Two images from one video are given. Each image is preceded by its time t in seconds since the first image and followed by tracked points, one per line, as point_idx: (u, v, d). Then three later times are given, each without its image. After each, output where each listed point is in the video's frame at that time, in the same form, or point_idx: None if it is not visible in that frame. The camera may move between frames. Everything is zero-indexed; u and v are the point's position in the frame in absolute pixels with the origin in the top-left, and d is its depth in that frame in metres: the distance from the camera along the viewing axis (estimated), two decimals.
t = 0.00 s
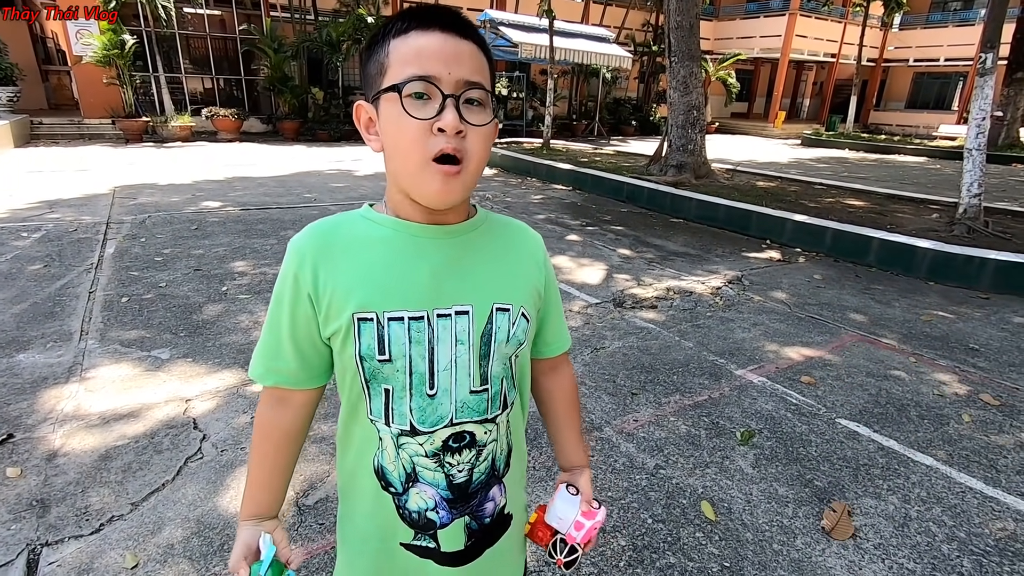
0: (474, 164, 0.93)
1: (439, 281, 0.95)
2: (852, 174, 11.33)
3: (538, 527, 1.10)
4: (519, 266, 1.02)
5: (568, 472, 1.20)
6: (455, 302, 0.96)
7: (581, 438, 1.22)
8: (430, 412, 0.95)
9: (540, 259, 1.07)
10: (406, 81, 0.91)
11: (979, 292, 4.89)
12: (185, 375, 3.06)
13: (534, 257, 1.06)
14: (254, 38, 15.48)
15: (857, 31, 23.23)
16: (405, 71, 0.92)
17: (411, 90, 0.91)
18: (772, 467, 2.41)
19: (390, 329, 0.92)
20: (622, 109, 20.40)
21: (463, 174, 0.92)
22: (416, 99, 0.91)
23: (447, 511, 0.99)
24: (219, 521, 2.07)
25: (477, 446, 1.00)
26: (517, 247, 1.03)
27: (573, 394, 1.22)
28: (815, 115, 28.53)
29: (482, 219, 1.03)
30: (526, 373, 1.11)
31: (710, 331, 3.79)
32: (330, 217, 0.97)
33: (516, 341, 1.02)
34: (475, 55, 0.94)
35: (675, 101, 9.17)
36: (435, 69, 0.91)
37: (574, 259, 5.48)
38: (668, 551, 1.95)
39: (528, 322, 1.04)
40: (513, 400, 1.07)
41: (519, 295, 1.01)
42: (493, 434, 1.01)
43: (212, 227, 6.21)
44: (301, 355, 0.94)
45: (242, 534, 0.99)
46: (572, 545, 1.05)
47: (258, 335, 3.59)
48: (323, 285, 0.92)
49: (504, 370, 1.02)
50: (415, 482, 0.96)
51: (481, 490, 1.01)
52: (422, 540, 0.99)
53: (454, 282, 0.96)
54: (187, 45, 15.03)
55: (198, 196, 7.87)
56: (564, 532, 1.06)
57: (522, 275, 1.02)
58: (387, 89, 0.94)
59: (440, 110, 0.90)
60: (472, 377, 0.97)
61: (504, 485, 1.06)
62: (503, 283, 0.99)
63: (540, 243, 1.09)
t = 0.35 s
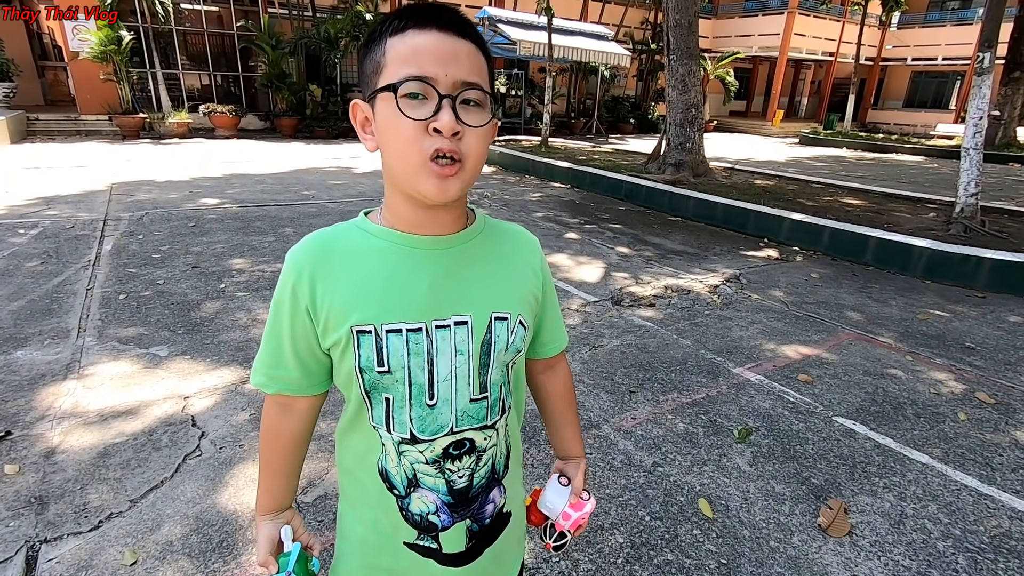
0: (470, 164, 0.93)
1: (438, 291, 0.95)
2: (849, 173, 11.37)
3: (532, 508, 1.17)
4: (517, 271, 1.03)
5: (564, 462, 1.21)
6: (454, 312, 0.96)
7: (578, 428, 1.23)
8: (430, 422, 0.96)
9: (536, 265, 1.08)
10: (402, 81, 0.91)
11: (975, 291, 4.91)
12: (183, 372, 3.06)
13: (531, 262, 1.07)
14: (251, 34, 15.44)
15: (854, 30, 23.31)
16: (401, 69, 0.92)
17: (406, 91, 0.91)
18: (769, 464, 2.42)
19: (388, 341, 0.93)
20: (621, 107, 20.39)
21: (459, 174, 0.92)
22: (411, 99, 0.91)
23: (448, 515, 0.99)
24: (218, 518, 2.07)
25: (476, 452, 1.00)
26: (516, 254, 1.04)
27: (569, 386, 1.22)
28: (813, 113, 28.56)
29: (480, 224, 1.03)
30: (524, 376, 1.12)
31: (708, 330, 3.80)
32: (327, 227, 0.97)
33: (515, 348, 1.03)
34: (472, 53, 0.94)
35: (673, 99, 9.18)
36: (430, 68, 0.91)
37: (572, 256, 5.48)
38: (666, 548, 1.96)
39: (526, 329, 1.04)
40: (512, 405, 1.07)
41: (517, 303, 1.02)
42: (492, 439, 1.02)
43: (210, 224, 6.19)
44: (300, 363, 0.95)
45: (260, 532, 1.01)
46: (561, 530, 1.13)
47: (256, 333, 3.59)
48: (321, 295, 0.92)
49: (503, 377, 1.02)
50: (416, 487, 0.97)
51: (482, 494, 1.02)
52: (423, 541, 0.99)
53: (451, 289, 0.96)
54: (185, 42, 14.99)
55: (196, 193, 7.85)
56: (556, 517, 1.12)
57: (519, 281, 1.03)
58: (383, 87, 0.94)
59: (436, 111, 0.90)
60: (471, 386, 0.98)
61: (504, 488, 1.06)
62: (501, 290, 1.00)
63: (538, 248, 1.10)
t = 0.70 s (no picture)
0: (465, 160, 0.93)
1: (437, 291, 0.95)
2: (848, 173, 11.39)
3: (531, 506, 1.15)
4: (517, 271, 1.03)
5: (563, 460, 1.21)
6: (454, 313, 0.96)
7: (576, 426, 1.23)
8: (430, 421, 0.96)
9: (536, 266, 1.08)
10: (396, 81, 0.92)
11: (973, 290, 4.93)
12: (182, 371, 3.07)
13: (531, 262, 1.07)
14: (250, 33, 15.41)
15: (853, 29, 23.33)
16: (394, 68, 0.92)
17: (399, 90, 0.91)
18: (767, 463, 2.42)
19: (389, 342, 0.93)
20: (620, 107, 20.39)
21: (454, 171, 0.92)
22: (405, 99, 0.91)
23: (447, 512, 0.99)
24: (218, 517, 2.08)
25: (477, 451, 1.00)
26: (516, 255, 1.04)
27: (567, 385, 1.23)
28: (812, 113, 28.56)
29: (480, 225, 1.03)
30: (524, 376, 1.12)
31: (707, 329, 3.80)
32: (327, 229, 0.97)
33: (515, 348, 1.03)
34: (464, 51, 0.94)
35: (672, 98, 9.18)
36: (422, 66, 0.91)
37: (571, 256, 5.48)
38: (665, 547, 1.96)
39: (526, 329, 1.04)
40: (512, 405, 1.08)
41: (517, 303, 1.02)
42: (492, 439, 1.02)
43: (209, 223, 6.18)
44: (302, 362, 0.95)
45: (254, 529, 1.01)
46: (558, 527, 1.11)
47: (255, 332, 3.59)
48: (322, 295, 0.92)
49: (503, 377, 1.03)
50: (416, 485, 0.97)
51: (481, 493, 1.02)
52: (422, 539, 1.00)
53: (450, 289, 0.96)
54: (183, 41, 14.96)
55: (195, 192, 7.84)
56: (553, 514, 1.11)
57: (519, 281, 1.03)
58: (377, 88, 0.94)
59: (429, 108, 0.90)
60: (471, 386, 0.98)
61: (503, 487, 1.07)
62: (500, 290, 1.00)
63: (538, 250, 1.10)
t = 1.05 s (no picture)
0: (469, 161, 0.92)
1: (442, 292, 0.95)
2: (848, 172, 11.39)
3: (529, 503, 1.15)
4: (520, 273, 1.02)
5: (562, 459, 1.21)
6: (457, 314, 0.96)
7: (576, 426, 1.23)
8: (430, 420, 0.96)
9: (540, 267, 1.07)
10: (401, 80, 0.91)
11: (973, 289, 4.93)
12: (182, 371, 3.06)
13: (534, 264, 1.06)
14: (249, 33, 15.39)
15: (853, 28, 23.30)
16: (400, 68, 0.92)
17: (405, 89, 0.91)
18: (768, 462, 2.42)
19: (392, 341, 0.93)
20: (620, 106, 20.38)
21: (458, 171, 0.92)
22: (410, 98, 0.91)
23: (445, 510, 0.99)
24: (218, 517, 2.07)
25: (476, 451, 1.00)
26: (522, 255, 1.03)
27: (569, 385, 1.22)
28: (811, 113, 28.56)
29: (484, 225, 1.03)
30: (526, 376, 1.11)
31: (707, 328, 3.80)
32: (331, 226, 0.97)
33: (516, 350, 1.03)
34: (471, 50, 0.94)
35: (672, 97, 9.17)
36: (428, 66, 0.91)
37: (571, 255, 5.47)
38: (666, 546, 1.96)
39: (528, 331, 1.04)
40: (514, 407, 1.07)
41: (520, 304, 1.02)
42: (492, 439, 1.02)
43: (208, 223, 6.17)
44: (311, 363, 0.93)
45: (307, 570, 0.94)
46: (555, 525, 1.11)
47: (255, 332, 3.58)
48: (329, 293, 0.91)
49: (504, 378, 1.02)
50: (414, 482, 0.97)
51: (480, 492, 1.02)
52: (420, 536, 1.00)
53: (455, 290, 0.96)
54: (182, 40, 14.94)
55: (195, 192, 7.83)
56: (551, 514, 1.11)
57: (522, 284, 1.03)
58: (384, 87, 0.94)
59: (434, 108, 0.90)
60: (472, 386, 0.98)
61: (503, 487, 1.06)
62: (502, 291, 1.00)
63: (541, 251, 1.09)
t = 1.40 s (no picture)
0: (474, 156, 0.91)
1: (451, 290, 0.95)
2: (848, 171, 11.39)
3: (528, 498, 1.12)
4: (527, 271, 1.02)
5: (563, 455, 1.20)
6: (465, 310, 0.96)
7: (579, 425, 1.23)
8: (438, 417, 0.96)
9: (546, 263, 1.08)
10: (407, 75, 0.91)
11: (973, 289, 4.93)
12: (181, 370, 3.05)
13: (541, 261, 1.06)
14: (249, 32, 15.37)
15: (853, 28, 23.29)
16: (405, 62, 0.92)
17: (410, 84, 0.90)
18: (768, 462, 2.42)
19: (401, 339, 0.92)
20: (620, 105, 20.36)
21: (460, 166, 0.91)
22: (416, 93, 0.90)
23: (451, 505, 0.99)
24: (217, 516, 2.07)
25: (482, 447, 1.00)
26: (527, 252, 1.03)
27: (573, 383, 1.22)
28: (811, 112, 28.54)
29: (490, 221, 1.02)
30: (531, 372, 1.11)
31: (707, 327, 3.80)
32: (338, 223, 0.96)
33: (522, 347, 1.03)
34: (476, 47, 0.93)
35: (671, 96, 9.16)
36: (433, 61, 0.90)
37: (571, 254, 5.46)
38: (665, 546, 1.96)
39: (534, 328, 1.05)
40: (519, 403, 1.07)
41: (526, 301, 1.02)
42: (498, 436, 1.02)
43: (207, 222, 6.16)
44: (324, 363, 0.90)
45: (422, 510, 0.85)
46: (551, 520, 1.08)
47: (254, 331, 3.57)
48: (340, 289, 0.90)
49: (511, 374, 1.02)
50: (421, 478, 0.97)
51: (485, 489, 1.02)
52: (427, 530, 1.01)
53: (463, 286, 0.96)
54: (182, 38, 14.92)
55: (194, 191, 7.82)
56: (549, 508, 1.09)
57: (529, 281, 1.02)
58: (390, 82, 0.94)
59: (437, 103, 0.89)
60: (479, 383, 0.98)
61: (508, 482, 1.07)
62: (509, 288, 0.99)
63: (547, 248, 1.09)
